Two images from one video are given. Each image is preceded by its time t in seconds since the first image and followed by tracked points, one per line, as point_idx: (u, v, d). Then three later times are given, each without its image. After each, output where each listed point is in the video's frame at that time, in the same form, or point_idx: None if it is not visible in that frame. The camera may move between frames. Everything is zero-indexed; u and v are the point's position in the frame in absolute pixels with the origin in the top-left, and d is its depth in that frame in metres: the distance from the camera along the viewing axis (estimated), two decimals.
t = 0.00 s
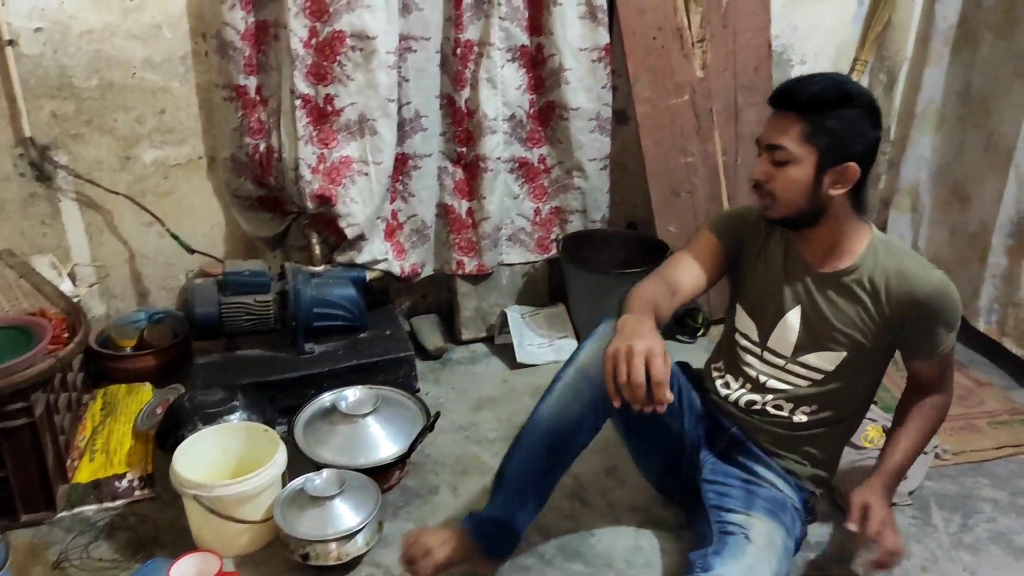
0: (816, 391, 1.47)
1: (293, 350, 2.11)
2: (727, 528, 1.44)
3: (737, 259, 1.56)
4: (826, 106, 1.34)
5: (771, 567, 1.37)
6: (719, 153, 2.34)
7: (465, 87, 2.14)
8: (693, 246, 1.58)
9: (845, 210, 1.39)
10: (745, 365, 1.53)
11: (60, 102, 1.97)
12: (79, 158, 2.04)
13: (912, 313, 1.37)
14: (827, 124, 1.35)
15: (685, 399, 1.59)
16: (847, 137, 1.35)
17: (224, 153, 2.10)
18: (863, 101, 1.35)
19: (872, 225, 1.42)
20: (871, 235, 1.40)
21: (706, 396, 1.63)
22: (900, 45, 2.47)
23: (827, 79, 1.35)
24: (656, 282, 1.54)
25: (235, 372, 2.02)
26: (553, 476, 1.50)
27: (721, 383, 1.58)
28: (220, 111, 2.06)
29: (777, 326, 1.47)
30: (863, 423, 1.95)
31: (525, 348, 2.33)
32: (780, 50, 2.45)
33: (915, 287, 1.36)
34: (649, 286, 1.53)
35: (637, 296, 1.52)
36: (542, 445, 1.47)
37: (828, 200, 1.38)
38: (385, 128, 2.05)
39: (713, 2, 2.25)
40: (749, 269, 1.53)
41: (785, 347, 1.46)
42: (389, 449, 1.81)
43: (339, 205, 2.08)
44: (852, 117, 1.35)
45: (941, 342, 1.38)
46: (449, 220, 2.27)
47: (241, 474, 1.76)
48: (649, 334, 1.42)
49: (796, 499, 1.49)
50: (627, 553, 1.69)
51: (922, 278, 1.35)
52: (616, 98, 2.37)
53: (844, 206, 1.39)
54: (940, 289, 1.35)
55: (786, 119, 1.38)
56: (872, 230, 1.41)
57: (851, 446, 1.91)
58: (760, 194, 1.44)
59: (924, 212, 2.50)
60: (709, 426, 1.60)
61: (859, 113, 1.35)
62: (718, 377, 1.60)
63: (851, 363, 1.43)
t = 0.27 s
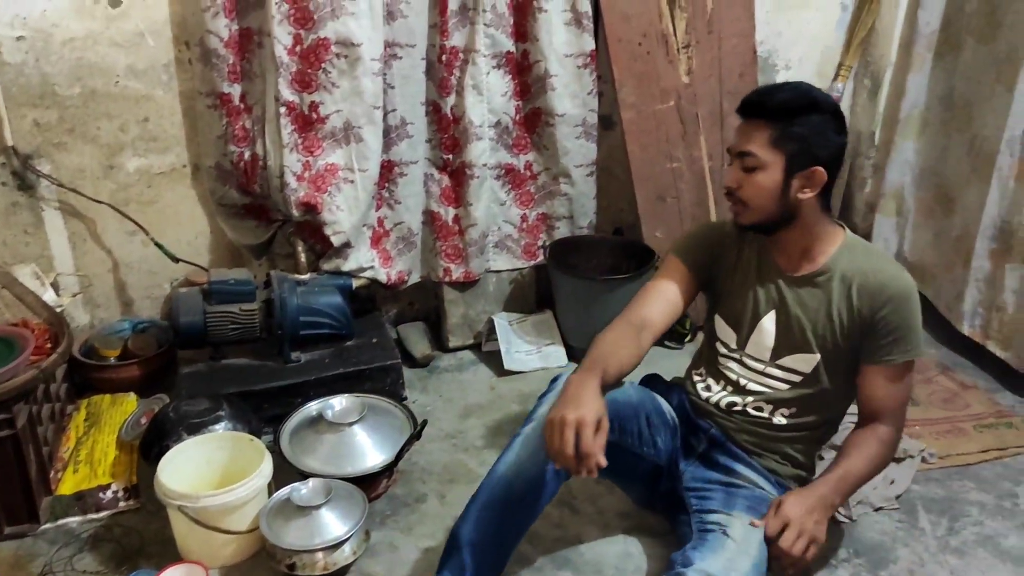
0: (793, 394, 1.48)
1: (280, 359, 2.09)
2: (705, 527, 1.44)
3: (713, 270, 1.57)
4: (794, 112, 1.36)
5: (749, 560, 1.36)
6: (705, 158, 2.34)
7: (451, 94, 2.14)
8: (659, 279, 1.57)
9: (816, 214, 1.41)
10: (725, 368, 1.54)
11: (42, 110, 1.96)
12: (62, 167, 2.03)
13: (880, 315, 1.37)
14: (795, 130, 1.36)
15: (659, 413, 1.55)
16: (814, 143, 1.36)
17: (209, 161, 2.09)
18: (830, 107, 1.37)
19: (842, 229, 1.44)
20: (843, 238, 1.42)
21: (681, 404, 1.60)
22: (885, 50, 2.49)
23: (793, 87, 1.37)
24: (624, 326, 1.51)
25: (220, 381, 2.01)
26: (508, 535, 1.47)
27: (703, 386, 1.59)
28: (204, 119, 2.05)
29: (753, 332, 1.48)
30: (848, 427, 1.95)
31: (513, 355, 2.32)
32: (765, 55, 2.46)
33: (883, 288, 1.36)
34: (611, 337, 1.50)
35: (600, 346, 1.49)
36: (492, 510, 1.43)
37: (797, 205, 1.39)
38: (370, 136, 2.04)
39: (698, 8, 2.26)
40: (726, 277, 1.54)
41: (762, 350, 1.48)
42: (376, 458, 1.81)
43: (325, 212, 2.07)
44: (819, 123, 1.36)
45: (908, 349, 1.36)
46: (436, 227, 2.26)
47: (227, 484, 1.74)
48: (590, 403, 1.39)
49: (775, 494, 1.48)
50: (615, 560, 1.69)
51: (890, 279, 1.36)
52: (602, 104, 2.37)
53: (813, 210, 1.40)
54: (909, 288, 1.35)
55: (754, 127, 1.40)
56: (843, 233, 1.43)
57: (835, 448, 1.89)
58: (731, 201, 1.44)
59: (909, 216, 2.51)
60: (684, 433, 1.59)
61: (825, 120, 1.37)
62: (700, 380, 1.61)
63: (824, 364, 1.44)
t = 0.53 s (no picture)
0: (772, 401, 1.48)
1: (270, 365, 2.09)
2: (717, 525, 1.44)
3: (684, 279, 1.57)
4: (757, 119, 1.35)
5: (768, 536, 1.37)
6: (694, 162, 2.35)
7: (440, 99, 2.14)
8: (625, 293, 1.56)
9: (783, 221, 1.40)
10: (705, 377, 1.54)
11: (30, 117, 1.96)
12: (51, 173, 2.02)
13: (860, 317, 1.38)
14: (758, 137, 1.35)
15: (635, 423, 1.58)
16: (776, 151, 1.35)
17: (198, 167, 2.09)
18: (793, 113, 1.37)
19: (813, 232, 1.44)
20: (813, 241, 1.43)
21: (664, 413, 1.61)
22: (870, 55, 2.55)
23: (755, 93, 1.36)
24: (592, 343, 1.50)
25: (210, 387, 2.00)
26: (481, 560, 1.46)
27: (684, 396, 1.59)
28: (193, 124, 2.04)
29: (730, 342, 1.48)
30: (838, 429, 1.95)
31: (504, 359, 2.32)
32: (753, 59, 2.47)
33: (860, 291, 1.37)
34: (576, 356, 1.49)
35: (565, 368, 1.47)
36: (461, 538, 1.42)
37: (763, 213, 1.39)
38: (360, 141, 2.04)
39: (686, 13, 2.27)
40: (696, 286, 1.54)
41: (741, 360, 1.48)
42: (367, 464, 1.80)
43: (315, 218, 2.07)
44: (784, 130, 1.36)
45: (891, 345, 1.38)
46: (426, 232, 2.27)
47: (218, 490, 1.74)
48: (560, 434, 1.37)
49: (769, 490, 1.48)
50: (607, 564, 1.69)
51: (867, 281, 1.37)
52: (591, 109, 2.38)
53: (780, 216, 1.40)
54: (886, 287, 1.37)
55: (716, 134, 1.38)
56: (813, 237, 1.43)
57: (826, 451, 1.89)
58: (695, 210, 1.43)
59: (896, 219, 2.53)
60: (669, 439, 1.58)
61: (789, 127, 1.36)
62: (681, 388, 1.60)
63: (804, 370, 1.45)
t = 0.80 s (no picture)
0: (764, 404, 1.49)
1: (264, 368, 2.09)
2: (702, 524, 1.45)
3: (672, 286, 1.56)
4: (739, 123, 1.35)
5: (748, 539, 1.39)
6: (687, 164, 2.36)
7: (434, 102, 2.14)
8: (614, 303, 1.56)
9: (768, 224, 1.40)
10: (697, 384, 1.54)
11: (22, 119, 1.95)
12: (43, 176, 2.02)
13: (853, 317, 1.38)
14: (739, 141, 1.35)
15: (634, 429, 1.57)
16: (759, 154, 1.35)
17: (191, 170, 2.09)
18: (775, 116, 1.36)
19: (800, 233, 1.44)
20: (800, 242, 1.43)
21: (661, 415, 1.59)
22: (863, 57, 2.56)
23: (737, 97, 1.36)
24: (589, 355, 1.50)
25: (203, 391, 1.99)
26: (481, 572, 1.45)
27: (677, 402, 1.58)
28: (186, 127, 2.04)
29: (719, 347, 1.48)
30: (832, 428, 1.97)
31: (498, 362, 2.32)
32: (746, 61, 2.48)
33: (852, 291, 1.38)
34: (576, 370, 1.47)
35: (566, 383, 1.46)
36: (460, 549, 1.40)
37: (748, 219, 1.39)
38: (353, 143, 2.04)
39: (679, 15, 2.28)
40: (683, 292, 1.53)
41: (733, 365, 1.48)
42: (361, 467, 1.80)
43: (308, 221, 2.06)
44: (768, 132, 1.35)
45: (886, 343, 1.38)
46: (420, 235, 2.26)
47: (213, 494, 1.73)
48: (573, 447, 1.35)
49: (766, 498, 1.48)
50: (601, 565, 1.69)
51: (857, 281, 1.38)
52: (585, 111, 2.38)
53: (766, 220, 1.40)
54: (876, 286, 1.37)
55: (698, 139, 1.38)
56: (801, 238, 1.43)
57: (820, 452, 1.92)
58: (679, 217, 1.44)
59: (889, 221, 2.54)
60: (669, 442, 1.57)
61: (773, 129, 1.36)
62: (674, 395, 1.60)
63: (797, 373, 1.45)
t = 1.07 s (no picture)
0: (761, 406, 1.49)
1: (261, 370, 2.08)
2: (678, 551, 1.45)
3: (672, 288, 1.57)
4: (740, 123, 1.35)
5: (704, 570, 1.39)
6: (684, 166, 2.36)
7: (430, 104, 2.14)
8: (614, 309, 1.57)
9: (769, 225, 1.40)
10: (694, 387, 1.55)
11: (18, 122, 1.95)
12: (39, 179, 2.01)
13: (851, 318, 1.38)
14: (739, 141, 1.35)
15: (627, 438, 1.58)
16: (758, 154, 1.35)
17: (188, 172, 2.08)
18: (777, 116, 1.35)
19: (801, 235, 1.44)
20: (800, 242, 1.43)
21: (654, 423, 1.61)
22: (859, 59, 2.56)
23: (739, 96, 1.36)
24: (591, 365, 1.51)
25: (200, 394, 1.99)
26: None
27: (675, 406, 1.58)
28: (182, 130, 2.03)
29: (716, 348, 1.49)
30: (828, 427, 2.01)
31: (495, 364, 2.32)
32: (742, 63, 2.48)
33: (850, 292, 1.37)
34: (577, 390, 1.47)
35: (568, 404, 1.46)
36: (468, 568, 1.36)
37: (748, 219, 1.39)
38: (350, 145, 2.04)
39: (676, 17, 2.28)
40: (681, 294, 1.54)
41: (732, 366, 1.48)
42: (358, 469, 1.79)
43: (305, 223, 2.06)
44: (769, 132, 1.35)
45: (886, 347, 1.37)
46: (417, 237, 2.27)
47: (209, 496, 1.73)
48: (577, 481, 1.34)
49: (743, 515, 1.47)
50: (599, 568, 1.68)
51: (856, 281, 1.37)
52: (581, 113, 2.39)
53: (767, 221, 1.40)
54: (875, 289, 1.36)
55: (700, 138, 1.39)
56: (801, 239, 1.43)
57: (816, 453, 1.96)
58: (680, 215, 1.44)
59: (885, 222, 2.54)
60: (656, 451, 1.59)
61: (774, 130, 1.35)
62: (672, 399, 1.60)
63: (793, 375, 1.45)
